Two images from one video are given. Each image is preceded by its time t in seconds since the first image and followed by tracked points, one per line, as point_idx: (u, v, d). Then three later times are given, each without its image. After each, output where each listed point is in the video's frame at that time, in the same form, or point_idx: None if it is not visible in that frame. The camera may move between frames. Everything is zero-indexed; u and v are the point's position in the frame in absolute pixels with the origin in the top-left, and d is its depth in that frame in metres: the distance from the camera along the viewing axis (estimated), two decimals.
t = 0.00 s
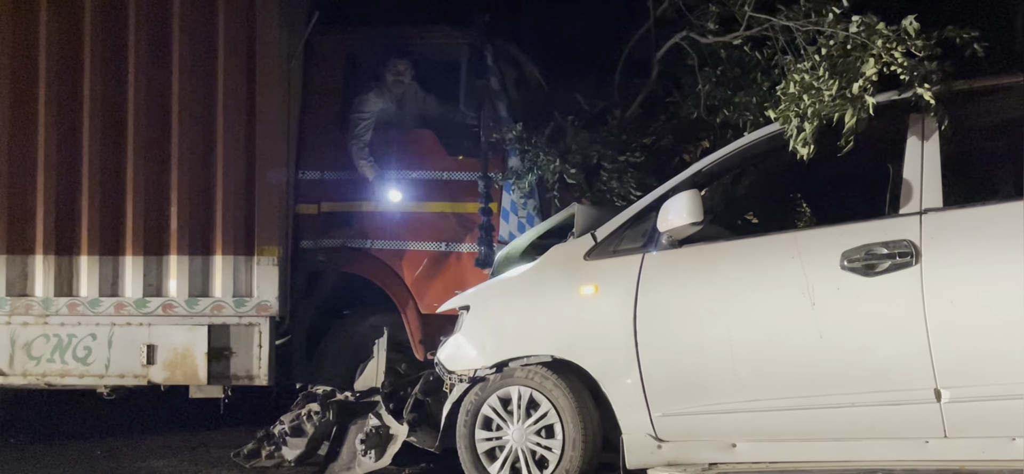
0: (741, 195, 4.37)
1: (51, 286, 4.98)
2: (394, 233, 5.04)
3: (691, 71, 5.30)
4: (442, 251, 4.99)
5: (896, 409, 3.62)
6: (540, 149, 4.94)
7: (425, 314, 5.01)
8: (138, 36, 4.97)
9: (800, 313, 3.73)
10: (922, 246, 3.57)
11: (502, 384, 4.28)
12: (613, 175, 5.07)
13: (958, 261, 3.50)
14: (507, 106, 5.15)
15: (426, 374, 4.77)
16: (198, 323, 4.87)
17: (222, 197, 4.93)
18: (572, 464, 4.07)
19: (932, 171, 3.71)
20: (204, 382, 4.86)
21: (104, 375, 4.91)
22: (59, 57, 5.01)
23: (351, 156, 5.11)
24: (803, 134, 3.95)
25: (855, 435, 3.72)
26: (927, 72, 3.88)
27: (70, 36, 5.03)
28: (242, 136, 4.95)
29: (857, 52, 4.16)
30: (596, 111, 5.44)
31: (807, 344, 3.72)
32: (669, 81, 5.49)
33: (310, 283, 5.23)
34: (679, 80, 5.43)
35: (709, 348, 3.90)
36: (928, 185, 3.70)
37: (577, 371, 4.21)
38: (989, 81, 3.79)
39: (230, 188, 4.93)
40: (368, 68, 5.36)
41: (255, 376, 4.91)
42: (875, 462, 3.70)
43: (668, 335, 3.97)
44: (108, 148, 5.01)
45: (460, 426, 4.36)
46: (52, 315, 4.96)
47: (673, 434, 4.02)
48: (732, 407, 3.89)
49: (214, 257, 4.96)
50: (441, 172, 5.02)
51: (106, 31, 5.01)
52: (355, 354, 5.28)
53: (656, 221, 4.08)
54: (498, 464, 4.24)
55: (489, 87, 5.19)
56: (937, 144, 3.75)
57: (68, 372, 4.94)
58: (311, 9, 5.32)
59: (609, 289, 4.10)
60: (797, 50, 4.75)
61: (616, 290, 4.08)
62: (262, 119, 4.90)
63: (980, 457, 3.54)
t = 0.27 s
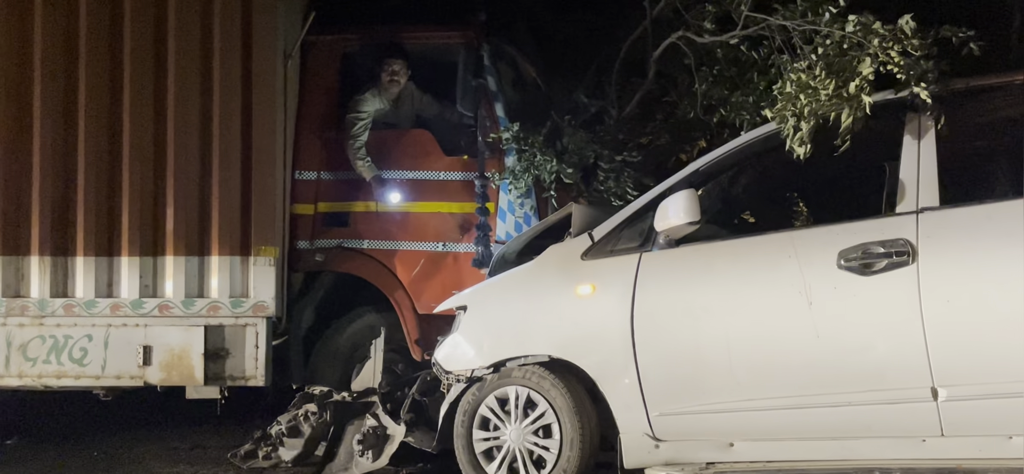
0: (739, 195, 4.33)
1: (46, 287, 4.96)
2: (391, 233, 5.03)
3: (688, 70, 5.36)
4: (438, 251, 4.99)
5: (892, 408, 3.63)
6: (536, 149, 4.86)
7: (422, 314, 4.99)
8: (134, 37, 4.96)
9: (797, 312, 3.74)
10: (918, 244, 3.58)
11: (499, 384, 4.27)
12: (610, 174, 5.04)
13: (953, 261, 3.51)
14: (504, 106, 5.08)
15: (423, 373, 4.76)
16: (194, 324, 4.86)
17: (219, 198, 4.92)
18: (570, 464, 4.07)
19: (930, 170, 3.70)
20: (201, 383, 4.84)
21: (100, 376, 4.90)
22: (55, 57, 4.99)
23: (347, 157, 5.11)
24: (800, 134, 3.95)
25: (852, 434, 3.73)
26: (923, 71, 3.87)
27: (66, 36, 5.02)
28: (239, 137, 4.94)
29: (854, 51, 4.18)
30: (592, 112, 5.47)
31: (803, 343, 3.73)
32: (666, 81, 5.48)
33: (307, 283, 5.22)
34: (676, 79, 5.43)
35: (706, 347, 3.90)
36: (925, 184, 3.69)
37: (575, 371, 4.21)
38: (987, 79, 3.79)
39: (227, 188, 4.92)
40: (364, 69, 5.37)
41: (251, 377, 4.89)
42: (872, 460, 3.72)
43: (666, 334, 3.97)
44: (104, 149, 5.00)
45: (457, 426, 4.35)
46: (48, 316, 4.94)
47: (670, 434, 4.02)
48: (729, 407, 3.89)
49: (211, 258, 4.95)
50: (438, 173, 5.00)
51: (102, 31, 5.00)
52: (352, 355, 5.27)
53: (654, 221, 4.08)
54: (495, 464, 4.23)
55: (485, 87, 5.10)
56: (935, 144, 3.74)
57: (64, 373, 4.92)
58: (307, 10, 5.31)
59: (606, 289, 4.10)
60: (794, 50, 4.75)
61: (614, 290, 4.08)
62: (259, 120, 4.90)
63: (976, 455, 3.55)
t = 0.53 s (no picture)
0: (735, 192, 4.31)
1: (41, 288, 4.95)
2: (388, 233, 5.03)
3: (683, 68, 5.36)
4: (435, 250, 4.99)
5: (889, 406, 3.64)
6: (532, 149, 4.87)
7: (419, 314, 4.99)
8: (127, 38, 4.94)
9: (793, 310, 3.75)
10: (915, 242, 3.60)
11: (497, 384, 4.27)
12: (606, 174, 5.04)
13: (949, 259, 3.52)
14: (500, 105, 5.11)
15: (420, 374, 4.78)
16: (191, 325, 4.85)
17: (214, 199, 4.90)
18: (567, 464, 4.07)
19: (925, 169, 3.73)
20: (198, 384, 4.83)
21: (97, 378, 4.89)
22: (48, 58, 4.97)
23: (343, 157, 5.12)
24: (796, 132, 3.94)
25: (848, 433, 3.74)
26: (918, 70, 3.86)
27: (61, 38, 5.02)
28: (235, 138, 4.94)
29: (849, 50, 4.17)
30: (587, 111, 5.49)
31: (800, 341, 3.73)
32: (662, 80, 5.51)
33: (304, 283, 5.23)
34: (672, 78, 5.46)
35: (703, 347, 3.91)
36: (920, 183, 3.71)
37: (572, 370, 4.22)
38: (982, 78, 3.80)
39: (223, 189, 4.91)
40: (358, 71, 5.39)
41: (249, 377, 4.89)
42: (868, 458, 3.75)
43: (663, 333, 3.97)
44: (99, 150, 4.99)
45: (455, 426, 4.35)
46: (44, 318, 4.93)
47: (667, 433, 4.03)
48: (726, 406, 3.90)
49: (206, 258, 4.94)
50: (435, 173, 5.00)
51: (97, 32, 4.99)
52: (349, 356, 5.26)
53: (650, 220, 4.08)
54: (493, 464, 4.23)
55: (481, 87, 5.11)
56: (931, 142, 3.76)
57: (61, 375, 4.91)
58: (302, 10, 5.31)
59: (602, 289, 4.10)
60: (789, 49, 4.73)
61: (610, 289, 4.08)
62: (255, 121, 4.89)
63: (972, 452, 3.57)
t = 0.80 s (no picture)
0: (729, 189, 4.27)
1: (35, 290, 4.93)
2: (383, 232, 5.02)
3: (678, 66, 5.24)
4: (431, 250, 4.97)
5: (885, 403, 3.66)
6: (528, 147, 4.82)
7: (415, 314, 4.98)
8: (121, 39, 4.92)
9: (788, 308, 3.77)
10: (909, 239, 3.63)
11: (493, 384, 4.26)
12: (601, 173, 4.92)
13: (943, 256, 3.56)
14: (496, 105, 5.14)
15: (417, 374, 4.78)
16: (187, 327, 4.84)
17: (209, 199, 4.89)
18: (564, 462, 4.07)
19: (920, 166, 3.75)
20: (194, 385, 4.83)
21: (92, 380, 4.88)
22: (40, 60, 4.96)
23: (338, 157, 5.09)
24: (790, 130, 3.98)
25: (845, 430, 3.76)
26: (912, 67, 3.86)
27: (53, 40, 5.00)
28: (229, 138, 4.93)
29: (843, 48, 4.18)
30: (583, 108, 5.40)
31: (796, 338, 3.76)
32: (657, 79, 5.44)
33: (300, 283, 5.21)
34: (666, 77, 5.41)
35: (700, 344, 3.92)
36: (915, 181, 3.74)
37: (568, 368, 4.21)
38: (978, 75, 3.81)
39: (217, 190, 4.90)
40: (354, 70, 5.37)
41: (245, 378, 4.87)
42: (865, 455, 3.76)
43: (660, 331, 3.98)
44: (93, 151, 4.98)
45: (451, 425, 4.35)
46: (39, 320, 4.92)
47: (664, 430, 4.04)
48: (723, 403, 3.91)
49: (201, 260, 4.93)
50: (430, 172, 5.00)
51: (90, 34, 4.97)
52: (345, 357, 5.23)
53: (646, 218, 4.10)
54: (490, 463, 4.23)
55: (476, 86, 5.12)
56: (924, 139, 3.79)
57: (56, 377, 4.90)
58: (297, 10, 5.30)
59: (599, 287, 4.10)
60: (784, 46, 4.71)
61: (607, 288, 4.08)
62: (249, 121, 4.87)
63: (968, 449, 3.59)
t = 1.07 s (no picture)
0: (728, 186, 4.25)
1: (33, 292, 4.92)
2: (381, 232, 5.01)
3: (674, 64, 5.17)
4: (428, 249, 4.97)
5: (883, 398, 3.70)
6: (524, 146, 4.82)
7: (414, 313, 4.99)
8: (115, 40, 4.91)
9: (786, 304, 3.79)
10: (906, 235, 3.66)
11: (492, 383, 4.25)
12: (598, 171, 4.88)
13: (939, 253, 3.59)
14: (491, 103, 5.08)
15: (416, 373, 4.76)
16: (185, 328, 4.84)
17: (205, 200, 4.89)
18: (564, 461, 4.08)
19: (916, 162, 3.77)
20: (192, 386, 4.83)
21: (91, 382, 4.87)
22: (35, 62, 4.96)
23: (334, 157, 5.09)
24: (787, 126, 3.98)
25: (843, 426, 3.79)
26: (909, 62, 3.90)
27: (47, 41, 4.99)
28: (224, 139, 4.92)
29: (839, 44, 4.18)
30: (579, 106, 5.30)
31: (794, 334, 3.78)
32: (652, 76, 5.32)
33: (298, 283, 5.20)
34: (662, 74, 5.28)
35: (698, 341, 3.93)
36: (912, 176, 3.76)
37: (567, 366, 4.21)
38: (974, 70, 3.83)
39: (213, 190, 4.89)
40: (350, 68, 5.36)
41: (243, 379, 4.87)
42: (864, 451, 3.79)
43: (658, 328, 3.99)
44: (88, 153, 4.97)
45: (450, 424, 4.34)
46: (36, 322, 4.91)
47: (663, 428, 4.05)
48: (722, 400, 3.93)
49: (198, 261, 4.93)
50: (427, 171, 4.99)
51: (83, 35, 4.95)
52: (343, 356, 5.21)
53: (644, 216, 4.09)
54: (490, 462, 4.23)
55: (472, 85, 5.10)
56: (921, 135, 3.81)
57: (54, 379, 4.90)
58: (292, 10, 5.30)
59: (597, 285, 4.09)
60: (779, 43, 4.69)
61: (605, 286, 4.08)
62: (244, 121, 4.86)
63: (966, 443, 3.63)
